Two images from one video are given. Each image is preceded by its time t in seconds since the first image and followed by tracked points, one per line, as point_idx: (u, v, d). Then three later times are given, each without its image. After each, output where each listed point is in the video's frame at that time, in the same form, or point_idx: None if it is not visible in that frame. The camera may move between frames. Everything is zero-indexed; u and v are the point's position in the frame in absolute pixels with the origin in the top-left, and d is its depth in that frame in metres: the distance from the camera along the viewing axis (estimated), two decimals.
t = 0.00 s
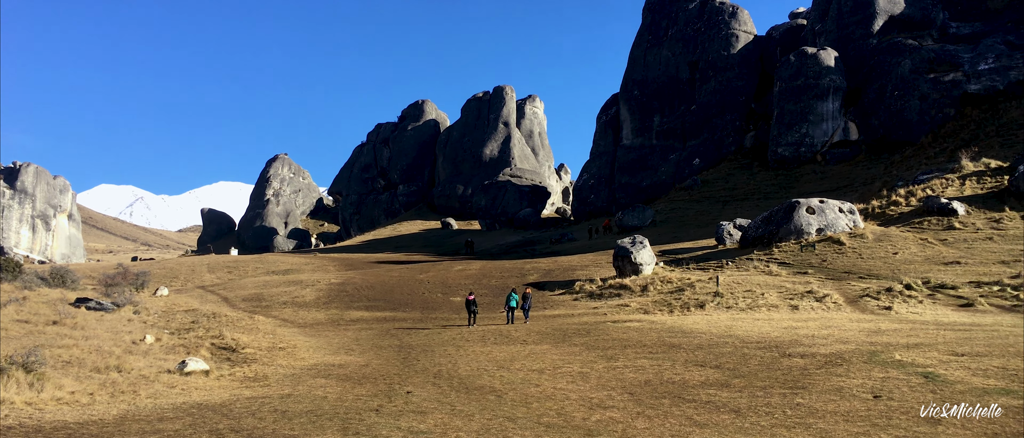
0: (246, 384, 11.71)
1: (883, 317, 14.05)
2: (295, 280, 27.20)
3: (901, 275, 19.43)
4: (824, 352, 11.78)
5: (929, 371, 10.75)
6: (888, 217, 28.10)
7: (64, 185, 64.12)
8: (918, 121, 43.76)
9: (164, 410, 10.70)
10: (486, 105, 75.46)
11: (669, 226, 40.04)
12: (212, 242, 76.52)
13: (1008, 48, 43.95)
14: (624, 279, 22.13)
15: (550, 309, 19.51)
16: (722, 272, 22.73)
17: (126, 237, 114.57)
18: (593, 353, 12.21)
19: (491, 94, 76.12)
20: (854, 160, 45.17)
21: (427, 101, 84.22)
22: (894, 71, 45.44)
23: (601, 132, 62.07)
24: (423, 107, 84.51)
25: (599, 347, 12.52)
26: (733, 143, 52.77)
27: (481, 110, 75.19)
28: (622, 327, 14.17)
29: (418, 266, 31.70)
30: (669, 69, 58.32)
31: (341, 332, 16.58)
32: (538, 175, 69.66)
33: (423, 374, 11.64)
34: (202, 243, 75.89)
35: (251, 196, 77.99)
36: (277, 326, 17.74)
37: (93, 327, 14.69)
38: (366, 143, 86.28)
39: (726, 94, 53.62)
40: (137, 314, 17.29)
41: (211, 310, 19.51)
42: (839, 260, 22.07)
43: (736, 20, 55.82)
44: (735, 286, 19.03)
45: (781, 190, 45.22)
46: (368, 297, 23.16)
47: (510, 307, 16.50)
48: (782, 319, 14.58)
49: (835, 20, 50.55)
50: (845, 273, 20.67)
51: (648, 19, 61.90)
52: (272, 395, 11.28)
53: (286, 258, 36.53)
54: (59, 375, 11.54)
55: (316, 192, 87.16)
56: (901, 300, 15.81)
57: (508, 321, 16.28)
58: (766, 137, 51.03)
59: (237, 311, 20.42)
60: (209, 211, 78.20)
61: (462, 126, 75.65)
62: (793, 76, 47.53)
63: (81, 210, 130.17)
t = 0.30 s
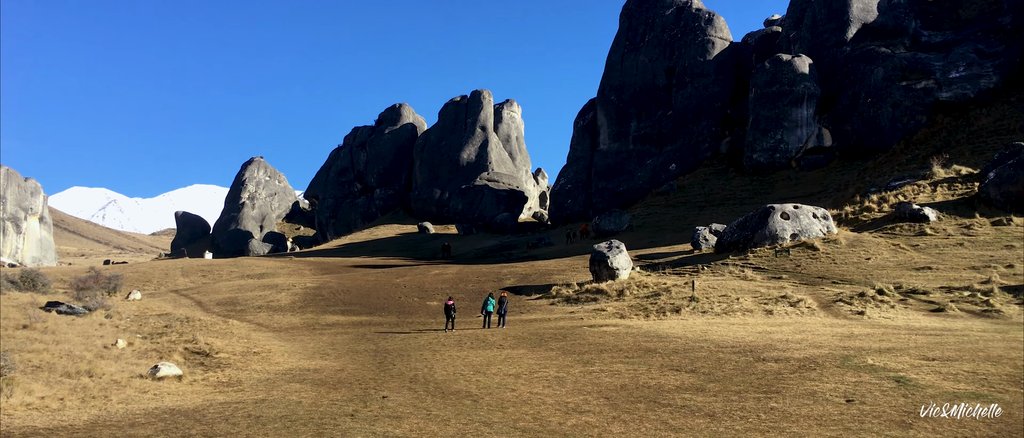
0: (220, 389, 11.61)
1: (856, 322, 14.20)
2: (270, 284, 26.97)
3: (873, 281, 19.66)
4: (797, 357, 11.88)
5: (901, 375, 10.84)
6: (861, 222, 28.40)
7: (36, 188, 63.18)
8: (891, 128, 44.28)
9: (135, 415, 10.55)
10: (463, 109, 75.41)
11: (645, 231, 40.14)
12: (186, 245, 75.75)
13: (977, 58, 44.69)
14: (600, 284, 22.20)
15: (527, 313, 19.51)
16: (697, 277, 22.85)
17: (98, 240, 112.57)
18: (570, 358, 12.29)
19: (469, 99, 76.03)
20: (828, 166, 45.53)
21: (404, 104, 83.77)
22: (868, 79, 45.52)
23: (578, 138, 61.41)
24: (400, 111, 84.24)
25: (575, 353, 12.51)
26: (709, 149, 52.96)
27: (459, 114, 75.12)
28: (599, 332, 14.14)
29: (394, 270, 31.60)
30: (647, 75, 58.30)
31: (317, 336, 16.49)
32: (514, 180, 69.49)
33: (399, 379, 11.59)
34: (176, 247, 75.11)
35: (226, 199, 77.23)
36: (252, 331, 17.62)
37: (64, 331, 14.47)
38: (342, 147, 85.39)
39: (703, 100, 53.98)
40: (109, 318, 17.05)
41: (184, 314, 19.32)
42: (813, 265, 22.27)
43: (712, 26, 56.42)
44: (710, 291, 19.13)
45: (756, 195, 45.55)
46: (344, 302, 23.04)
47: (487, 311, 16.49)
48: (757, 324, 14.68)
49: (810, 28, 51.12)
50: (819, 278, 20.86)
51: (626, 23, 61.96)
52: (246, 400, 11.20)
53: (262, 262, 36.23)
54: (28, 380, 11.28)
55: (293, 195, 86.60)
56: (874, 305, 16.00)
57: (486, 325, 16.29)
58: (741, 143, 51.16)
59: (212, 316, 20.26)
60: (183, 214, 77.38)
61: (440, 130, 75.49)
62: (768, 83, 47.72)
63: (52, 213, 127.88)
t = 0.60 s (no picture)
0: (192, 395, 11.50)
1: (829, 327, 14.34)
2: (244, 289, 26.73)
3: (846, 286, 19.85)
4: (771, 362, 11.88)
5: (872, 380, 10.95)
6: (834, 229, 28.67)
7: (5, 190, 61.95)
8: (862, 136, 44.62)
9: (106, 422, 10.40)
10: (441, 114, 74.82)
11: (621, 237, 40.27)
12: (159, 249, 74.99)
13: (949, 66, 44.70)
14: (576, 289, 22.21)
15: (503, 319, 19.48)
16: (673, 282, 22.93)
17: (69, 244, 110.77)
18: (546, 363, 12.27)
19: (445, 103, 75.73)
20: (802, 173, 45.59)
21: (381, 109, 83.69)
22: (841, 87, 46.18)
23: (555, 143, 62.26)
24: (377, 115, 83.95)
25: (551, 359, 12.39)
26: (685, 155, 53.06)
27: (435, 118, 74.71)
28: (575, 337, 14.06)
29: (370, 275, 31.45)
30: (623, 82, 57.97)
31: (292, 341, 16.39)
32: (491, 185, 69.24)
33: (375, 385, 11.50)
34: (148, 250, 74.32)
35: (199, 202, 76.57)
36: (225, 336, 17.50)
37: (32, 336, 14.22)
38: (318, 150, 85.27)
39: (679, 106, 54.18)
40: (79, 322, 16.77)
41: (156, 319, 19.13)
42: (786, 271, 22.45)
43: (687, 34, 56.06)
44: (686, 297, 19.20)
45: (731, 201, 45.21)
46: (319, 307, 22.93)
47: (462, 317, 16.45)
48: (732, 329, 14.76)
49: (785, 35, 51.40)
50: (793, 284, 21.01)
51: (602, 30, 62.06)
52: (219, 406, 11.09)
53: (236, 266, 35.91)
54: None
55: (267, 200, 86.22)
56: (847, 311, 16.17)
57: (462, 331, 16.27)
58: (717, 150, 51.32)
59: (184, 321, 20.07)
60: (156, 217, 76.43)
61: (416, 135, 75.01)
62: (743, 90, 47.96)
63: (21, 217, 125.83)
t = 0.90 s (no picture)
0: (164, 400, 11.39)
1: (801, 332, 14.47)
2: (216, 293, 26.49)
3: (819, 291, 19.98)
4: (745, 366, 11.75)
5: (844, 384, 11.01)
6: (807, 234, 28.93)
7: None
8: (835, 143, 44.63)
9: (75, 427, 10.26)
10: (417, 116, 74.50)
11: (596, 242, 40.39)
12: (130, 252, 74.95)
13: (920, 73, 44.88)
14: (551, 293, 22.20)
15: (478, 323, 19.43)
16: (649, 287, 22.99)
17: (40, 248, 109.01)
18: (521, 367, 12.05)
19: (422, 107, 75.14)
20: (776, 179, 45.81)
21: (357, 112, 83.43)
22: (813, 94, 46.63)
23: (531, 147, 61.79)
24: (353, 118, 83.88)
25: (527, 362, 12.26)
26: (661, 160, 53.21)
27: (412, 121, 74.37)
28: (550, 342, 13.96)
29: (345, 278, 31.26)
30: (599, 86, 58.48)
31: (265, 346, 16.29)
32: (467, 189, 69.84)
33: (349, 389, 11.41)
34: (119, 253, 74.27)
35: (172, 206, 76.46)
36: (198, 340, 17.36)
37: None
38: (293, 153, 84.95)
39: (655, 111, 54.33)
40: (48, 326, 16.50)
41: (127, 323, 18.93)
42: (760, 276, 22.59)
43: (664, 39, 56.47)
44: (661, 301, 19.25)
45: (706, 206, 45.60)
46: (292, 310, 22.79)
47: (437, 321, 16.47)
48: (706, 333, 14.83)
49: (759, 42, 51.88)
50: (767, 288, 21.10)
51: (580, 35, 62.68)
52: (190, 411, 10.98)
53: (209, 270, 35.53)
54: None
55: (241, 203, 86.02)
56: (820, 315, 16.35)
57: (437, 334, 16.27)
58: (692, 155, 51.59)
59: (156, 325, 19.87)
60: (128, 220, 76.39)
61: (392, 139, 74.26)
62: (718, 97, 48.42)
63: None
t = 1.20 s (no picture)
0: (132, 405, 11.26)
1: (773, 336, 14.60)
2: (187, 296, 26.21)
3: (790, 296, 20.11)
4: (717, 370, 11.78)
5: (814, 388, 11.07)
6: (778, 239, 29.17)
7: None
8: (806, 149, 44.93)
9: (41, 432, 10.09)
10: (392, 120, 74.05)
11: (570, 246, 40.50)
12: (99, 255, 74.22)
13: (890, 81, 45.82)
14: (525, 297, 22.18)
15: (451, 327, 19.33)
16: (623, 291, 23.00)
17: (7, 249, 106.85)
18: (495, 371, 11.98)
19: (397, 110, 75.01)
20: (749, 184, 45.80)
21: (331, 115, 82.77)
22: (786, 100, 46.42)
23: (505, 152, 61.76)
24: (327, 121, 82.82)
25: (500, 365, 12.21)
26: (635, 165, 52.79)
27: (387, 125, 73.82)
28: (524, 345, 13.87)
29: (318, 282, 31.02)
30: (574, 91, 59.02)
31: (236, 350, 16.17)
32: (443, 193, 70.36)
33: (321, 394, 11.33)
34: (88, 256, 73.54)
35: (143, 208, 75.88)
36: (168, 344, 17.20)
37: None
38: (267, 156, 84.25)
39: (629, 117, 54.29)
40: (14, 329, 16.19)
41: (94, 327, 18.68)
42: (733, 280, 22.71)
43: (637, 44, 56.66)
44: (634, 306, 19.29)
45: (679, 211, 45.56)
46: (264, 314, 22.64)
47: (410, 324, 16.40)
48: (680, 337, 14.88)
49: (732, 48, 51.53)
50: (739, 293, 21.18)
51: (556, 40, 63.04)
52: (160, 416, 10.85)
53: (180, 273, 35.11)
54: None
55: (214, 205, 85.38)
56: (791, 319, 16.50)
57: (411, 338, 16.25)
58: (665, 160, 51.27)
59: (125, 329, 19.63)
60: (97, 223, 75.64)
61: (366, 142, 73.39)
62: (691, 102, 48.03)
63: None
